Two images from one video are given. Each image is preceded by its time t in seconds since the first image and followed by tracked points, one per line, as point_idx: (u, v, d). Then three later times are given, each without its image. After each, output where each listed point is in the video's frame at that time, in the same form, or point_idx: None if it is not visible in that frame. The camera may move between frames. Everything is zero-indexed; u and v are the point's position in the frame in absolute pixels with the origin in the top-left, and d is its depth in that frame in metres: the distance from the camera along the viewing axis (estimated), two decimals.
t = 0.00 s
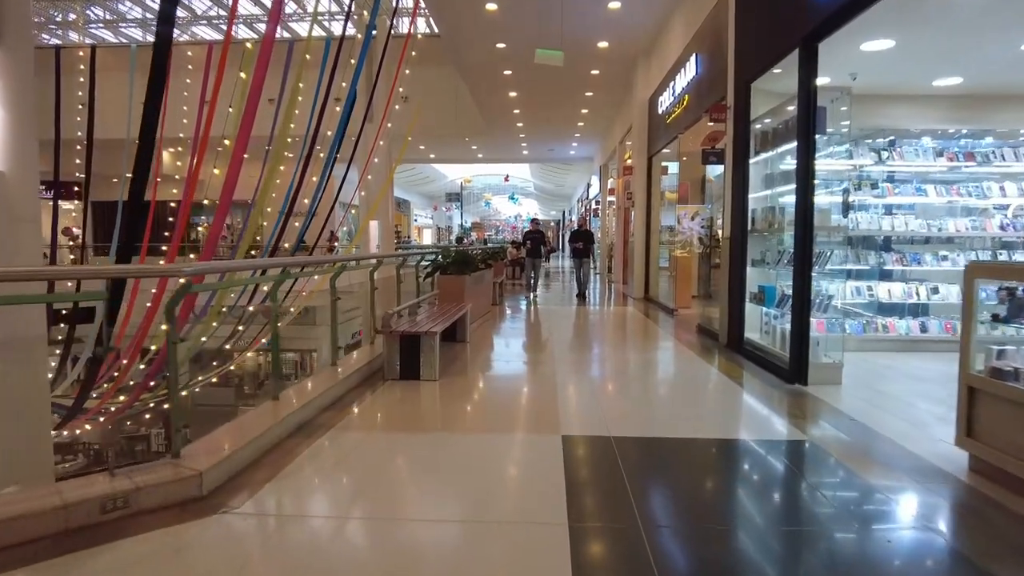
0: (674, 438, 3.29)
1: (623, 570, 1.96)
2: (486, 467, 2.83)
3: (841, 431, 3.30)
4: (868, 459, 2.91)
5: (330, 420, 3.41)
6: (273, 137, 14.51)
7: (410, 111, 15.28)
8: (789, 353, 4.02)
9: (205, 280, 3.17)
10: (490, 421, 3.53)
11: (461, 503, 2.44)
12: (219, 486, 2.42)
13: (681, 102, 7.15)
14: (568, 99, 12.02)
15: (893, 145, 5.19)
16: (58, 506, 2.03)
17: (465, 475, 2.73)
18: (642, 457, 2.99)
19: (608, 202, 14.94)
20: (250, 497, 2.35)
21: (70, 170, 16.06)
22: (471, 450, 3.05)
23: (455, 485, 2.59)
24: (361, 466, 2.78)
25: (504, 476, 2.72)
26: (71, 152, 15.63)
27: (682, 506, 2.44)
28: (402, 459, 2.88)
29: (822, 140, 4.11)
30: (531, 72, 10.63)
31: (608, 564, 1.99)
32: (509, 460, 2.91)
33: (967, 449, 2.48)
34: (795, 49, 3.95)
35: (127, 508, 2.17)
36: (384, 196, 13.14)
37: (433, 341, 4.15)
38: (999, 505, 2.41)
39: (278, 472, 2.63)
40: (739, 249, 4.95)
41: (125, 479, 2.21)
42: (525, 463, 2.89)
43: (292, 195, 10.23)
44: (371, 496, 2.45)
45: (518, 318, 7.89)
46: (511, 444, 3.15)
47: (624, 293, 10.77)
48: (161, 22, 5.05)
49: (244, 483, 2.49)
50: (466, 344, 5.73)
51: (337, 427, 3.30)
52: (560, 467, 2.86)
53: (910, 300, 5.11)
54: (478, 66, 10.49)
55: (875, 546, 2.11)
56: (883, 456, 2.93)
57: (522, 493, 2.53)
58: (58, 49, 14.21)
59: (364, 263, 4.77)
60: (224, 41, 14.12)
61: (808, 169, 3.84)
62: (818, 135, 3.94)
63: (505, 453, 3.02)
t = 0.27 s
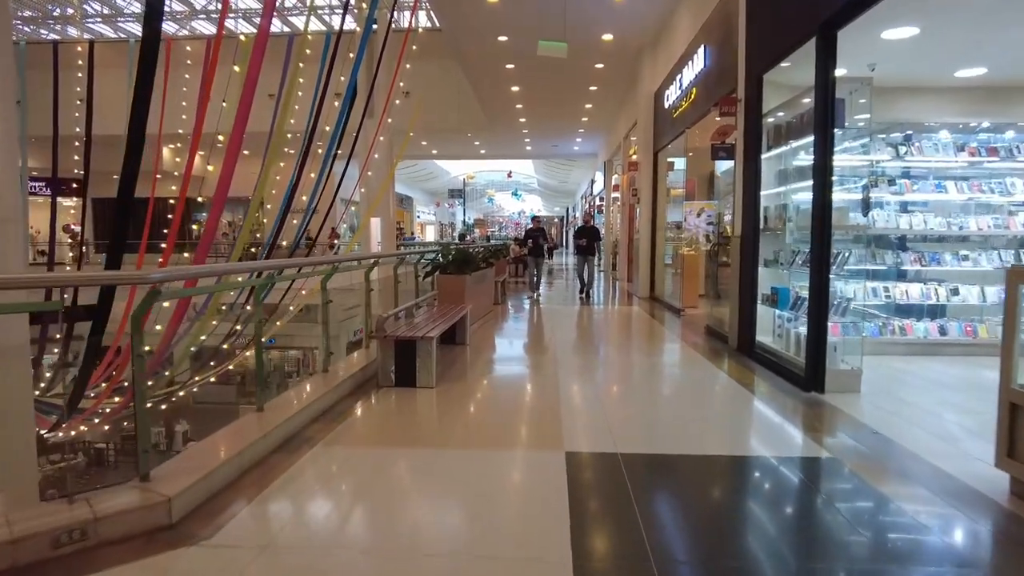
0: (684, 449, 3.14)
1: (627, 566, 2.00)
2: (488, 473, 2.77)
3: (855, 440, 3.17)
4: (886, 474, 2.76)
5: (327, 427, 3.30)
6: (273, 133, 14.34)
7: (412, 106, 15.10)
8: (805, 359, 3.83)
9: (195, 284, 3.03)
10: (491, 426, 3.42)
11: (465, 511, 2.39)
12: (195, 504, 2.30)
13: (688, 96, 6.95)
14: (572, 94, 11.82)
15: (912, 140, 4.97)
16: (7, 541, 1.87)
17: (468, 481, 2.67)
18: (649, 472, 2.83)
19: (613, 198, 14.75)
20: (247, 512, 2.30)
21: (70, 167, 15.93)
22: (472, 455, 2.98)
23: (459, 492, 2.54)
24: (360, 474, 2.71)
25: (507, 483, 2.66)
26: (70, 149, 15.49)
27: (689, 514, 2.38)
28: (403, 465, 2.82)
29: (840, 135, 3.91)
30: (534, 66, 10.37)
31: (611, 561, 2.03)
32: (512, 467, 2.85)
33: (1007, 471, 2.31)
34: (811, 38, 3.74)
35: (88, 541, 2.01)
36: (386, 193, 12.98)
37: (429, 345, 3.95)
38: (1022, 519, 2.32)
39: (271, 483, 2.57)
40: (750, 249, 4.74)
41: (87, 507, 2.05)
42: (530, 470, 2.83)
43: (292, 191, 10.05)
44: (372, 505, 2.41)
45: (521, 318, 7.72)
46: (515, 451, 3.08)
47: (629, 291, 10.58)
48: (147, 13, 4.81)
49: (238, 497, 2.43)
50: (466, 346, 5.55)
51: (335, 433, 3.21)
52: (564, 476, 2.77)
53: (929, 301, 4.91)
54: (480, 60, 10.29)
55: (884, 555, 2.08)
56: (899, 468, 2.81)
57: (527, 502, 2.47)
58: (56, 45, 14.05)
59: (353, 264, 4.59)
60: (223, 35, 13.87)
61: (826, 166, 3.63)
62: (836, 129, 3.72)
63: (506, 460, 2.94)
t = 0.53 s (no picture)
0: (703, 456, 2.97)
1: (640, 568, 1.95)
2: (496, 475, 2.69)
3: (885, 449, 2.99)
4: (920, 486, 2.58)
5: (330, 428, 3.20)
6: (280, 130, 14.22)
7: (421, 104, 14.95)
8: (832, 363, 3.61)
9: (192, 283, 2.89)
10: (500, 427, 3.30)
11: (471, 514, 2.31)
12: (189, 512, 2.22)
13: (704, 89, 6.72)
14: (583, 90, 11.60)
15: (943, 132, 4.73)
16: None
17: (476, 483, 2.59)
18: (667, 479, 2.66)
19: (624, 196, 14.52)
20: (248, 516, 2.24)
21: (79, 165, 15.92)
22: (480, 456, 2.88)
23: (467, 494, 2.47)
24: (366, 476, 2.63)
25: (516, 485, 2.58)
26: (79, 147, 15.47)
27: (705, 517, 2.30)
28: (411, 467, 2.73)
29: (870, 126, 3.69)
30: (545, 61, 10.13)
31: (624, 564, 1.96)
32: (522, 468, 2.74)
33: None
34: (841, 22, 3.52)
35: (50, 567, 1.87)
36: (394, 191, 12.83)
37: (434, 348, 3.77)
38: None
39: (272, 485, 2.50)
40: (771, 247, 4.53)
41: (51, 530, 1.92)
42: (541, 471, 2.74)
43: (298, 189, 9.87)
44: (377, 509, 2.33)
45: (531, 317, 7.55)
46: (526, 451, 2.98)
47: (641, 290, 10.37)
48: (145, 7, 4.62)
49: (239, 501, 2.36)
50: (474, 348, 5.36)
51: (339, 435, 3.11)
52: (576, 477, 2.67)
53: (959, 302, 4.67)
54: (489, 56, 10.10)
55: (911, 567, 1.97)
56: (932, 478, 2.65)
57: (538, 506, 2.38)
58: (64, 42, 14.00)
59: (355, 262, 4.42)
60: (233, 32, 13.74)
61: (856, 158, 3.41)
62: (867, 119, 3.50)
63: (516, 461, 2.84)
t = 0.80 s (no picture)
0: (715, 477, 2.80)
1: None
2: (499, 485, 2.66)
3: (907, 467, 2.83)
4: (949, 514, 2.41)
5: (327, 439, 3.13)
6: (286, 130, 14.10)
7: (427, 103, 14.77)
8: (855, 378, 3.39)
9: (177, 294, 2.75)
10: (503, 439, 3.20)
11: (476, 526, 2.29)
12: (182, 526, 2.20)
13: (716, 87, 6.50)
14: (590, 88, 11.39)
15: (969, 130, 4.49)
16: None
17: (481, 493, 2.58)
18: (677, 505, 2.51)
19: (633, 197, 14.28)
20: (238, 535, 2.17)
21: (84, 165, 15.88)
22: (479, 472, 2.78)
23: (472, 501, 2.49)
24: (368, 486, 2.61)
25: (521, 495, 2.56)
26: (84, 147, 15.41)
27: (713, 535, 2.27)
28: (403, 491, 2.57)
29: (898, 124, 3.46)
30: (552, 58, 9.91)
31: None
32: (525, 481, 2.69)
33: None
34: (866, 13, 3.28)
35: None
36: (399, 190, 12.67)
37: (430, 359, 3.58)
38: None
39: (270, 496, 2.48)
40: (787, 251, 4.32)
41: None
42: (546, 482, 2.70)
43: (299, 190, 9.69)
44: (379, 520, 2.32)
45: (537, 321, 7.36)
46: (529, 463, 2.92)
47: (649, 293, 10.15)
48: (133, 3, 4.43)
49: (236, 512, 2.35)
50: (476, 355, 5.17)
51: (335, 447, 3.03)
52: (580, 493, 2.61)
53: (986, 309, 4.42)
54: (494, 55, 9.89)
55: None
56: (961, 504, 2.50)
57: (542, 520, 2.34)
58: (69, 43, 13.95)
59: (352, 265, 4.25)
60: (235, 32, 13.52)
61: (881, 159, 3.19)
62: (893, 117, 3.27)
63: (520, 474, 2.79)
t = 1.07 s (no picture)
0: (719, 484, 2.66)
1: None
2: (497, 487, 2.60)
3: (922, 472, 2.69)
4: (972, 528, 2.26)
5: (317, 444, 3.02)
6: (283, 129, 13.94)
7: (426, 101, 14.61)
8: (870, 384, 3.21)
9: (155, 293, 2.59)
10: (498, 448, 3.04)
11: (478, 528, 2.25)
12: (161, 534, 2.12)
13: (721, 83, 6.33)
14: (592, 86, 11.22)
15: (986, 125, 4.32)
16: None
17: (476, 501, 2.47)
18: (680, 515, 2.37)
19: (635, 196, 14.12)
20: (208, 556, 2.01)
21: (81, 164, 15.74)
22: (472, 485, 2.61)
23: (470, 502, 2.45)
24: (353, 500, 2.45)
25: (521, 498, 2.50)
26: (81, 146, 15.27)
27: (719, 550, 2.11)
28: (388, 506, 2.40)
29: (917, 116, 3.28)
30: (552, 55, 9.73)
31: None
32: (524, 485, 2.60)
33: None
34: None
35: None
36: (398, 189, 12.50)
37: (420, 364, 3.41)
38: None
39: (257, 501, 2.40)
40: (796, 251, 4.14)
41: None
42: (542, 495, 2.54)
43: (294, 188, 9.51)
44: (375, 524, 2.26)
45: (536, 322, 7.19)
46: (527, 467, 2.81)
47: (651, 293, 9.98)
48: None
49: (223, 518, 2.28)
50: (472, 358, 5.00)
51: (325, 452, 2.93)
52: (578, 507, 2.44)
53: (1002, 311, 4.26)
54: (494, 52, 9.73)
55: None
56: (986, 517, 2.33)
57: (541, 526, 2.27)
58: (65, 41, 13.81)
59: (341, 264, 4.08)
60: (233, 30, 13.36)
61: (898, 154, 3.02)
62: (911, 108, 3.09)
63: (519, 478, 2.70)
